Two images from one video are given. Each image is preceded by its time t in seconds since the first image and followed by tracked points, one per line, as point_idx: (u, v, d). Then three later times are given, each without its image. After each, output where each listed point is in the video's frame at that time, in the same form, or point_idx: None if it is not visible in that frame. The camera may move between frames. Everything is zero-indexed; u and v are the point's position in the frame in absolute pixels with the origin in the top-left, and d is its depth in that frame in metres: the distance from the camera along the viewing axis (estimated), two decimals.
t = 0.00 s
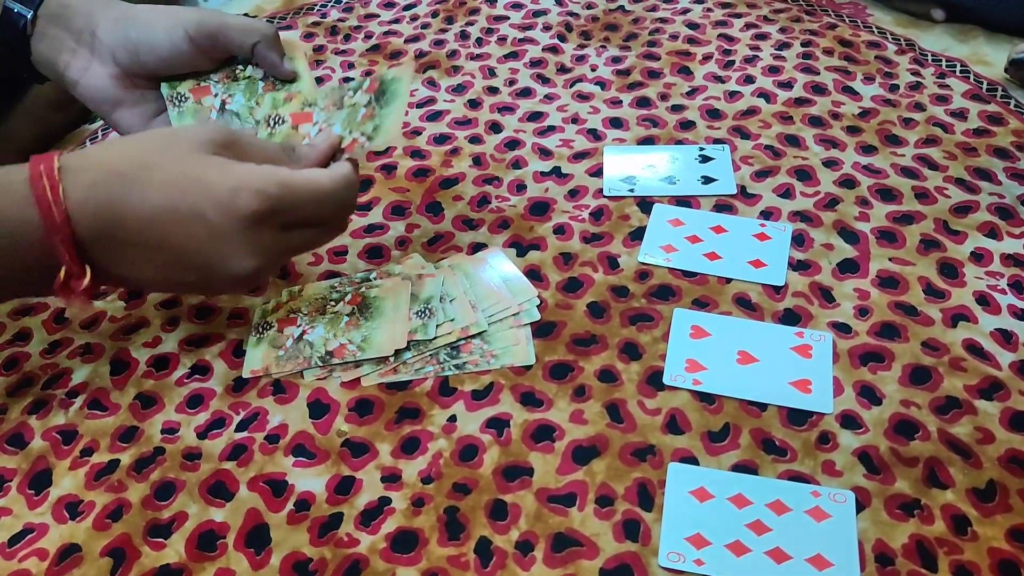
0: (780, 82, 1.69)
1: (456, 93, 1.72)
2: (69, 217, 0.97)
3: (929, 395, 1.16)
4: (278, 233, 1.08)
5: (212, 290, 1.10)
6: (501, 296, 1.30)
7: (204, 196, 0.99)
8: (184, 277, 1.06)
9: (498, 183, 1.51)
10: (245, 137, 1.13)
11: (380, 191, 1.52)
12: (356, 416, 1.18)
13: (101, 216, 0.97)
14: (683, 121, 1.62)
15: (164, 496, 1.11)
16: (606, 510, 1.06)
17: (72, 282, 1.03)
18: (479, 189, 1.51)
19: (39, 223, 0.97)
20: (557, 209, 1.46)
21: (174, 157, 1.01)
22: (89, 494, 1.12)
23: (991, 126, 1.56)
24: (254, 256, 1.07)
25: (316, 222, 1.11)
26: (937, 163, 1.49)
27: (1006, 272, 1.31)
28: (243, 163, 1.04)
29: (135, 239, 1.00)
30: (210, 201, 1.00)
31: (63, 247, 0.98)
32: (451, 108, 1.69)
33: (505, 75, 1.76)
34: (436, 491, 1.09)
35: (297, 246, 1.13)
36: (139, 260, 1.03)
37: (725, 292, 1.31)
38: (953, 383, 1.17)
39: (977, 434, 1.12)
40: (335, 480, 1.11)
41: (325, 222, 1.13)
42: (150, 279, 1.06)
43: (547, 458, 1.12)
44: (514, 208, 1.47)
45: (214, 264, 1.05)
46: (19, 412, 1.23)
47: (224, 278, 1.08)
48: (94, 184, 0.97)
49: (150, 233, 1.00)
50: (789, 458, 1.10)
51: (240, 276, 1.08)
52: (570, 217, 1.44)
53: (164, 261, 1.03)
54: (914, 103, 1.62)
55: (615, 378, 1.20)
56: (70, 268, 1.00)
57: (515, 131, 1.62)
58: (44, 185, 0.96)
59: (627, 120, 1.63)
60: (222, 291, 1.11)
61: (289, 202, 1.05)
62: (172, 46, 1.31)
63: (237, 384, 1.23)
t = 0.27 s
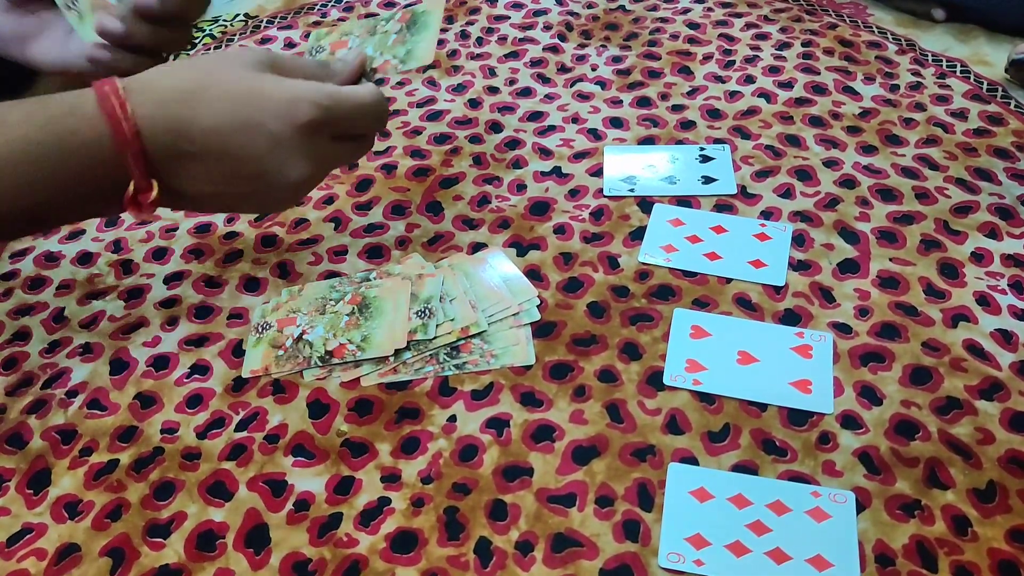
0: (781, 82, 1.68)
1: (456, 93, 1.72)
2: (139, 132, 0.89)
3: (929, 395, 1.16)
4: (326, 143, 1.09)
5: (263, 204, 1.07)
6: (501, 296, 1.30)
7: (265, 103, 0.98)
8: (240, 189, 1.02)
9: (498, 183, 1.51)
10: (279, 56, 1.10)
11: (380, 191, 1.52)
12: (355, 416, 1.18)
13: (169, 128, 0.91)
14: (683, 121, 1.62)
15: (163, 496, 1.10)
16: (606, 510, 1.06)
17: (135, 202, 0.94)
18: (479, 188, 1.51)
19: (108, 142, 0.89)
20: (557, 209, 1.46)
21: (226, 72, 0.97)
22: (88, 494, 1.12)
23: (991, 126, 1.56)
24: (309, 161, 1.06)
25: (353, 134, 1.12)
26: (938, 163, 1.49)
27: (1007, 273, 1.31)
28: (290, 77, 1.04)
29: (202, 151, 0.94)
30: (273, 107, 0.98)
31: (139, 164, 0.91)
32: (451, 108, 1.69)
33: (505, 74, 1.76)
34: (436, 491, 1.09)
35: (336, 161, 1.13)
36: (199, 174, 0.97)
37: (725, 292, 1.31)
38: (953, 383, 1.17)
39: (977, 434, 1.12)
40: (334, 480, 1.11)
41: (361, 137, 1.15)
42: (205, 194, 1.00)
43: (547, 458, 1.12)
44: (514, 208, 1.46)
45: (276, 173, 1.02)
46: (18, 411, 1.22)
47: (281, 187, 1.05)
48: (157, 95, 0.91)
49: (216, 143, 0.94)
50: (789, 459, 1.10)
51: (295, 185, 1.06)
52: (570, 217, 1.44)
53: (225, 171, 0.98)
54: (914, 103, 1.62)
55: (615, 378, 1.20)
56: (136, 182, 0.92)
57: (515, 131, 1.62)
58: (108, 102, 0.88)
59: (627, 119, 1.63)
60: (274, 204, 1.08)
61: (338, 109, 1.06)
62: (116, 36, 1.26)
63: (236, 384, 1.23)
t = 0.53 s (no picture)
0: (780, 82, 1.68)
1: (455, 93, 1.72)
2: (211, 120, 1.20)
3: (928, 395, 1.16)
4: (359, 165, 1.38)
5: (297, 204, 1.34)
6: (500, 296, 1.30)
7: (325, 122, 1.29)
8: (281, 186, 1.30)
9: (497, 183, 1.51)
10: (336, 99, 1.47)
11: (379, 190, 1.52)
12: (354, 416, 1.18)
13: (231, 124, 1.22)
14: (683, 121, 1.62)
15: (161, 495, 1.10)
16: (605, 510, 1.06)
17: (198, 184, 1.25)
18: (478, 188, 1.51)
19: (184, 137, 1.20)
20: (556, 209, 1.46)
21: (294, 93, 1.30)
22: (86, 494, 1.11)
23: (991, 127, 1.56)
24: (340, 171, 1.34)
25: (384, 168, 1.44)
26: (937, 163, 1.49)
27: (1006, 273, 1.31)
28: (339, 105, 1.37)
29: (258, 146, 1.25)
30: (320, 129, 1.29)
31: (199, 147, 1.21)
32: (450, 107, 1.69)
33: (504, 74, 1.76)
34: (434, 491, 1.09)
35: (367, 182, 1.42)
36: (256, 172, 1.27)
37: (724, 292, 1.31)
38: (952, 383, 1.17)
39: (976, 434, 1.12)
40: (333, 480, 1.11)
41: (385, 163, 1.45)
42: (248, 182, 1.28)
43: (546, 458, 1.12)
44: (513, 208, 1.46)
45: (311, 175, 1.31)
46: (16, 411, 1.22)
47: (316, 190, 1.33)
48: (232, 100, 1.23)
49: (273, 144, 1.26)
50: (788, 458, 1.10)
51: (326, 189, 1.33)
52: (570, 216, 1.44)
53: (274, 170, 1.28)
54: (914, 103, 1.62)
55: (614, 378, 1.20)
56: (200, 165, 1.23)
57: (514, 130, 1.62)
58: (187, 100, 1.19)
59: (627, 119, 1.63)
60: (312, 209, 1.36)
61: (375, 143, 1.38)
62: (78, 24, 1.13)
63: (234, 383, 1.23)
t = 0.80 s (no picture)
0: (778, 84, 1.69)
1: (454, 94, 1.72)
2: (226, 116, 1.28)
3: (926, 396, 1.16)
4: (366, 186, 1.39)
5: (303, 218, 1.34)
6: (499, 297, 1.30)
7: (334, 137, 1.35)
8: (289, 194, 1.32)
9: (496, 184, 1.51)
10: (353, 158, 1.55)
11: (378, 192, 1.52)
12: (352, 417, 1.18)
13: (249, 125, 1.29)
14: (681, 122, 1.62)
15: (160, 496, 1.10)
16: (603, 511, 1.06)
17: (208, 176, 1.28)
18: (477, 189, 1.51)
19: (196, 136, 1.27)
20: (555, 210, 1.46)
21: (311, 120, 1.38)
22: (85, 494, 1.12)
23: (989, 128, 1.57)
24: (349, 184, 1.35)
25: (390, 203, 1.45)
26: (935, 165, 1.50)
27: (1003, 274, 1.31)
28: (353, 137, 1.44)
29: (272, 145, 1.30)
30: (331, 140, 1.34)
31: (215, 140, 1.27)
32: (449, 109, 1.69)
33: (503, 75, 1.76)
34: (433, 492, 1.09)
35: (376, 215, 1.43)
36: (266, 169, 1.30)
37: (722, 293, 1.31)
38: (950, 384, 1.18)
39: (974, 435, 1.12)
40: (331, 481, 1.11)
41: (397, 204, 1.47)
42: (257, 186, 1.31)
43: (544, 459, 1.12)
44: (512, 209, 1.46)
45: (319, 182, 1.32)
46: (15, 412, 1.22)
47: (323, 199, 1.33)
48: (252, 108, 1.32)
49: (285, 144, 1.31)
50: (786, 459, 1.10)
51: (330, 198, 1.33)
52: (569, 218, 1.44)
53: (284, 177, 1.31)
54: (912, 105, 1.62)
55: (613, 379, 1.20)
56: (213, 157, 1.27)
57: (513, 132, 1.62)
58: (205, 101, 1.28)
59: (625, 120, 1.63)
60: (316, 222, 1.35)
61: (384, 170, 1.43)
62: (86, 17, 1.13)
63: (233, 384, 1.23)
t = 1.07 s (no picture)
0: (778, 84, 1.69)
1: (453, 95, 1.72)
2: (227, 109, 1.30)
3: (926, 397, 1.16)
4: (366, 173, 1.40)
5: (304, 206, 1.34)
6: (498, 298, 1.30)
7: (334, 129, 1.38)
8: (291, 181, 1.32)
9: (496, 185, 1.52)
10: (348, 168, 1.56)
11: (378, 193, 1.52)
12: (352, 418, 1.18)
13: (250, 117, 1.31)
14: (681, 123, 1.62)
15: (160, 497, 1.10)
16: (603, 511, 1.06)
17: (210, 164, 1.28)
18: (477, 190, 1.51)
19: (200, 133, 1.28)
20: (555, 210, 1.46)
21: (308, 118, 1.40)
22: (85, 495, 1.12)
23: (989, 128, 1.57)
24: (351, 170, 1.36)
25: (390, 201, 1.46)
26: (935, 165, 1.50)
27: (1003, 274, 1.31)
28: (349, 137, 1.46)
29: (271, 136, 1.32)
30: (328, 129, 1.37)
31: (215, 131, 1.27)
32: (449, 109, 1.69)
33: (503, 76, 1.76)
34: (433, 493, 1.09)
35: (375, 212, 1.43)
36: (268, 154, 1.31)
37: (722, 294, 1.31)
38: (950, 385, 1.17)
39: (974, 435, 1.12)
40: (331, 481, 1.11)
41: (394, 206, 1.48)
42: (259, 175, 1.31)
43: (544, 459, 1.12)
44: (511, 210, 1.46)
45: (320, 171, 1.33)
46: (15, 413, 1.22)
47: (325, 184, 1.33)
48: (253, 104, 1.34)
49: (286, 135, 1.33)
50: (786, 460, 1.10)
51: (332, 183, 1.34)
52: (568, 218, 1.44)
53: (286, 165, 1.32)
54: (912, 105, 1.62)
55: (613, 380, 1.20)
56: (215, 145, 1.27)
57: (513, 133, 1.62)
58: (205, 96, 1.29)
59: (625, 121, 1.63)
60: (318, 209, 1.34)
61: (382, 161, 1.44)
62: (100, 22, 1.14)
63: (233, 385, 1.23)
